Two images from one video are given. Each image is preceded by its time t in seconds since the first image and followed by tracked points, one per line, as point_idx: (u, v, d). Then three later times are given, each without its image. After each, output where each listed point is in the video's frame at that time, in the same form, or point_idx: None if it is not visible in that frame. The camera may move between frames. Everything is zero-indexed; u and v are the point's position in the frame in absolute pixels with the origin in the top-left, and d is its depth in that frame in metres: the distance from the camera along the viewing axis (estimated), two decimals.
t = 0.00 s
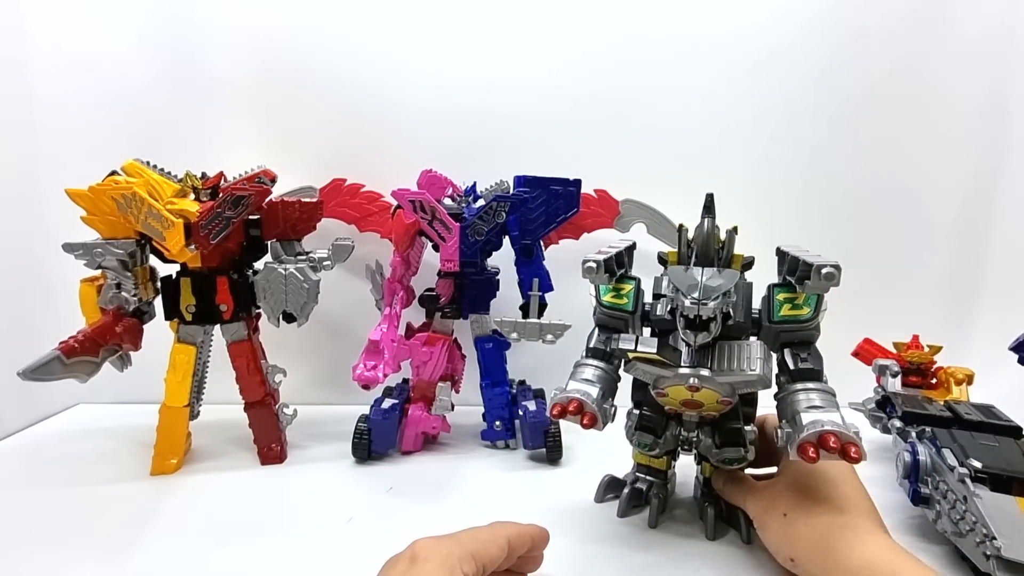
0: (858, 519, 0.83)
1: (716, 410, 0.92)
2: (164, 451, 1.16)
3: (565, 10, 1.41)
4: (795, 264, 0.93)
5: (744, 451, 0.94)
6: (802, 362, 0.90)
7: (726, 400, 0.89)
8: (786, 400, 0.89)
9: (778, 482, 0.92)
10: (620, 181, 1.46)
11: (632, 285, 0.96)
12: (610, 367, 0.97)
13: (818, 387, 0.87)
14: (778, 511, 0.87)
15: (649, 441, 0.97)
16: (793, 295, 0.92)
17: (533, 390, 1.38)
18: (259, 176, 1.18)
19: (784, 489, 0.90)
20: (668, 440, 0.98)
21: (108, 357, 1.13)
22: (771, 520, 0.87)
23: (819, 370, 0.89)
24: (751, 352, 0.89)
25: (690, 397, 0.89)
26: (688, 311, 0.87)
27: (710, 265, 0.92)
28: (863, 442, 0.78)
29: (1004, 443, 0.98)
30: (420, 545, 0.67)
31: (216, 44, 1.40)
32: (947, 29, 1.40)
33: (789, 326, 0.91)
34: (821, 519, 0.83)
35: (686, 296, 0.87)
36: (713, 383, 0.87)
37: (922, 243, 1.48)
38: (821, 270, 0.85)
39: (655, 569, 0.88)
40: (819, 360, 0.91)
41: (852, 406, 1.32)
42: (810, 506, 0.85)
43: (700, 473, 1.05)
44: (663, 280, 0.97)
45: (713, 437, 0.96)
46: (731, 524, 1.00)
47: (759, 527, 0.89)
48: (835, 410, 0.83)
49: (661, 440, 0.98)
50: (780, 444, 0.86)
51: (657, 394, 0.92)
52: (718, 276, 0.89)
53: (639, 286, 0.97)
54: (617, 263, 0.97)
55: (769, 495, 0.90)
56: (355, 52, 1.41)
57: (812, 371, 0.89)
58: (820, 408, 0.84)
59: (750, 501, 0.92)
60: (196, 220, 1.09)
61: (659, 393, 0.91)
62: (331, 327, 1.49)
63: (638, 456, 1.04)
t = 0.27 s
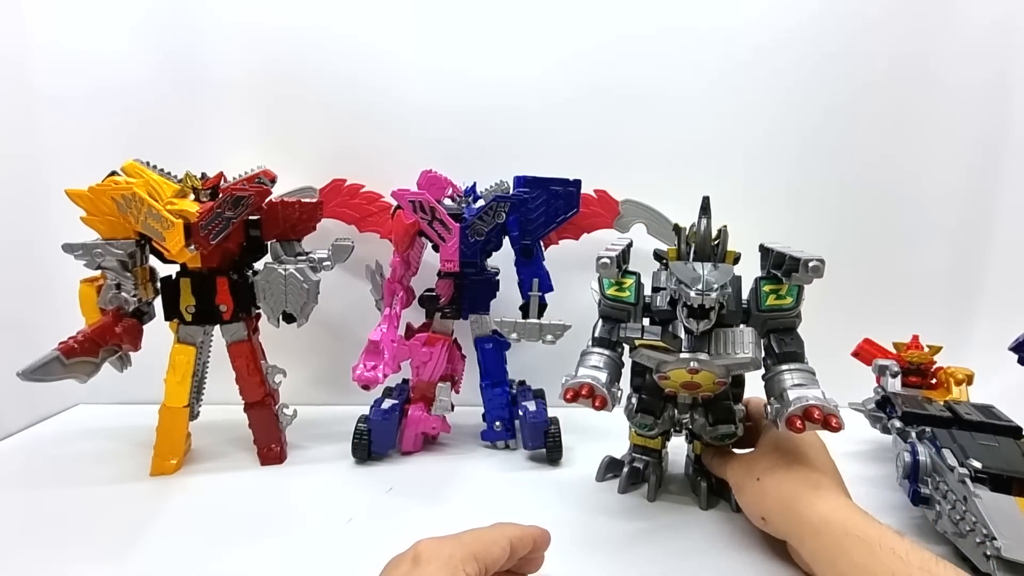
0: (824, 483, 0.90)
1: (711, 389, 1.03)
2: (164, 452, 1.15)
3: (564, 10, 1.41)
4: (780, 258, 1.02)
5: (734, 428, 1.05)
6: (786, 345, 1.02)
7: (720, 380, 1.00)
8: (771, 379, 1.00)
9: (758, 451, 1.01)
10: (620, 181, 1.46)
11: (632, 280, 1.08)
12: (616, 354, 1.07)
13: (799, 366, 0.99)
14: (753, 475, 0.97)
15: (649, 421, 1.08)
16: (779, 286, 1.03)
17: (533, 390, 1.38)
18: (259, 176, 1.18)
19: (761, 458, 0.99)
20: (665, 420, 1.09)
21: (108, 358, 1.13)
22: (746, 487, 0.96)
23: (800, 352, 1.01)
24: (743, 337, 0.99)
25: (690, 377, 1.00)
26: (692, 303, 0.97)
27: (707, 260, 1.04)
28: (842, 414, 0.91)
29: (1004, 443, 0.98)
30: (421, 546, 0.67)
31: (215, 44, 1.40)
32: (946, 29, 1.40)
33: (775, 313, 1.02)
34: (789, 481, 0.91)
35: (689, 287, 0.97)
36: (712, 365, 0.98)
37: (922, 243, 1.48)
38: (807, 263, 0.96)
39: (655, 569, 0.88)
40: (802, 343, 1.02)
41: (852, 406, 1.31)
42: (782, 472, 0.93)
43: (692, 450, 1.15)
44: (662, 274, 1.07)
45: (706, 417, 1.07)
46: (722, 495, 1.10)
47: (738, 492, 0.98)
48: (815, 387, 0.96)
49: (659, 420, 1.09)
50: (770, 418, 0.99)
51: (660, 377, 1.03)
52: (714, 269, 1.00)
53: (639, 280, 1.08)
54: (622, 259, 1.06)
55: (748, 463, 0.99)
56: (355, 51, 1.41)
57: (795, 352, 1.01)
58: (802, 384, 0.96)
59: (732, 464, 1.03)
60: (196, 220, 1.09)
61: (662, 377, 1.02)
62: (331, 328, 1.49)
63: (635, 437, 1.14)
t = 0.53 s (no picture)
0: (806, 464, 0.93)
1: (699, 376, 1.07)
2: (164, 452, 1.16)
3: (565, 10, 1.41)
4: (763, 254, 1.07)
5: (724, 412, 1.11)
6: (771, 335, 1.06)
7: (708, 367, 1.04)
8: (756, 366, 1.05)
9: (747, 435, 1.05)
10: (620, 181, 1.46)
11: (628, 274, 1.09)
12: (612, 344, 1.08)
13: (781, 353, 1.03)
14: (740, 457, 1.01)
15: (643, 406, 1.14)
16: (762, 280, 1.08)
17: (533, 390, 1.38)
18: (259, 176, 1.18)
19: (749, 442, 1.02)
20: (659, 405, 1.15)
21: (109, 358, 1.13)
22: (732, 466, 1.00)
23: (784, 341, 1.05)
24: (729, 327, 1.03)
25: (679, 364, 1.04)
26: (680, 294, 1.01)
27: (698, 256, 1.06)
28: (818, 397, 0.96)
29: (1002, 443, 0.98)
30: (423, 545, 0.67)
31: (216, 43, 1.40)
32: (946, 29, 1.41)
33: (758, 306, 1.07)
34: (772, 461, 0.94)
35: (676, 279, 1.02)
36: (699, 352, 1.02)
37: (921, 243, 1.48)
38: (783, 259, 1.01)
39: (654, 569, 0.88)
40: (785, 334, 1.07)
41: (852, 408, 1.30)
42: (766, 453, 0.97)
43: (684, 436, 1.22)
44: (655, 270, 1.11)
45: (698, 404, 1.12)
46: (713, 477, 1.17)
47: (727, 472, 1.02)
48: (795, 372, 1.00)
49: (653, 405, 1.15)
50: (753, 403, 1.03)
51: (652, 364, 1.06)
52: (701, 263, 1.04)
53: (635, 275, 1.10)
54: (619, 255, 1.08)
55: (737, 446, 1.03)
56: (355, 51, 1.41)
57: (777, 341, 1.05)
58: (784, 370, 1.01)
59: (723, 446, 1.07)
60: (196, 220, 1.09)
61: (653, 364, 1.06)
62: (332, 328, 1.50)
63: (631, 421, 1.20)
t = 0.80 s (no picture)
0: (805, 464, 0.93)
1: (701, 374, 1.08)
2: (164, 451, 1.16)
3: (565, 10, 1.41)
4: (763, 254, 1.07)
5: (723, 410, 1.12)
6: (771, 333, 1.06)
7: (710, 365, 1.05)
8: (756, 364, 1.06)
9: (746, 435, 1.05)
10: (620, 181, 1.46)
11: (630, 274, 1.10)
12: (615, 343, 1.08)
13: (781, 352, 1.04)
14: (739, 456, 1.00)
15: (645, 405, 1.14)
16: (762, 279, 1.08)
17: (533, 390, 1.38)
18: (259, 176, 1.18)
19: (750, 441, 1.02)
20: (660, 404, 1.15)
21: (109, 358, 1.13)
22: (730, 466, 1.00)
23: (784, 339, 1.06)
24: (731, 326, 1.04)
25: (682, 364, 1.04)
26: (685, 293, 1.01)
27: (700, 256, 1.06)
28: (820, 395, 0.97)
29: (1003, 443, 0.99)
30: (424, 544, 0.66)
31: (215, 43, 1.40)
32: (946, 29, 1.40)
33: (760, 305, 1.06)
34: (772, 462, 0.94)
35: (681, 279, 1.01)
36: (703, 351, 1.03)
37: (922, 243, 1.48)
38: (788, 259, 1.01)
39: (654, 569, 0.88)
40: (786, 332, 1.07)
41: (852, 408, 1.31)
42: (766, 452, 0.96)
43: (683, 434, 1.22)
44: (656, 269, 1.11)
45: (699, 403, 1.13)
46: (712, 475, 1.17)
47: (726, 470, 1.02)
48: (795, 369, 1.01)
49: (653, 404, 1.15)
50: (755, 400, 1.05)
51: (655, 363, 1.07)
52: (705, 262, 1.04)
53: (636, 275, 1.10)
54: (621, 255, 1.08)
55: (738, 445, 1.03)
56: (355, 51, 1.41)
57: (778, 340, 1.05)
58: (785, 368, 1.02)
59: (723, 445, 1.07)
60: (197, 220, 1.09)
61: (656, 363, 1.06)
62: (332, 328, 1.50)
63: (631, 420, 1.20)
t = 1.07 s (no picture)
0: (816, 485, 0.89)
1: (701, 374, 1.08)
2: (164, 451, 1.16)
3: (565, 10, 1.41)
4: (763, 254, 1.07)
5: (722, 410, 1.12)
6: (770, 333, 1.06)
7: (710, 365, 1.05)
8: (756, 364, 1.06)
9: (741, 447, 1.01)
10: (620, 181, 1.46)
11: (629, 275, 1.10)
12: (615, 343, 1.08)
13: (780, 352, 1.04)
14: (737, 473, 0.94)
15: (645, 406, 1.14)
16: (762, 279, 1.08)
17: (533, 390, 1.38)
18: (259, 176, 1.18)
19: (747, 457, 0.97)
20: (659, 404, 1.15)
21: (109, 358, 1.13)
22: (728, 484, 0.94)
23: (784, 339, 1.06)
24: (731, 326, 1.04)
25: (682, 364, 1.05)
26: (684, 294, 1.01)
27: (700, 256, 1.06)
28: (820, 395, 0.97)
29: (1003, 443, 0.99)
30: (426, 543, 0.67)
31: (215, 42, 1.40)
32: (947, 29, 1.41)
33: (759, 305, 1.07)
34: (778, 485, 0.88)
35: (681, 279, 1.01)
36: (702, 352, 1.03)
37: (922, 243, 1.48)
38: (788, 259, 1.01)
39: (654, 569, 0.88)
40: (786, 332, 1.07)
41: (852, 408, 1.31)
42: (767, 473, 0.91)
43: (682, 434, 1.22)
44: (657, 269, 1.11)
45: (698, 403, 1.13)
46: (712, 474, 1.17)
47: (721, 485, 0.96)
48: (795, 370, 1.01)
49: (653, 404, 1.15)
50: (754, 400, 1.05)
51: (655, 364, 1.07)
52: (704, 262, 1.04)
53: (636, 275, 1.10)
54: (620, 255, 1.08)
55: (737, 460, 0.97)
56: (355, 51, 1.41)
57: (778, 341, 1.05)
58: (785, 368, 1.02)
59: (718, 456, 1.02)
60: (197, 220, 1.09)
61: (656, 364, 1.06)
62: (332, 328, 1.50)
63: (631, 421, 1.20)
